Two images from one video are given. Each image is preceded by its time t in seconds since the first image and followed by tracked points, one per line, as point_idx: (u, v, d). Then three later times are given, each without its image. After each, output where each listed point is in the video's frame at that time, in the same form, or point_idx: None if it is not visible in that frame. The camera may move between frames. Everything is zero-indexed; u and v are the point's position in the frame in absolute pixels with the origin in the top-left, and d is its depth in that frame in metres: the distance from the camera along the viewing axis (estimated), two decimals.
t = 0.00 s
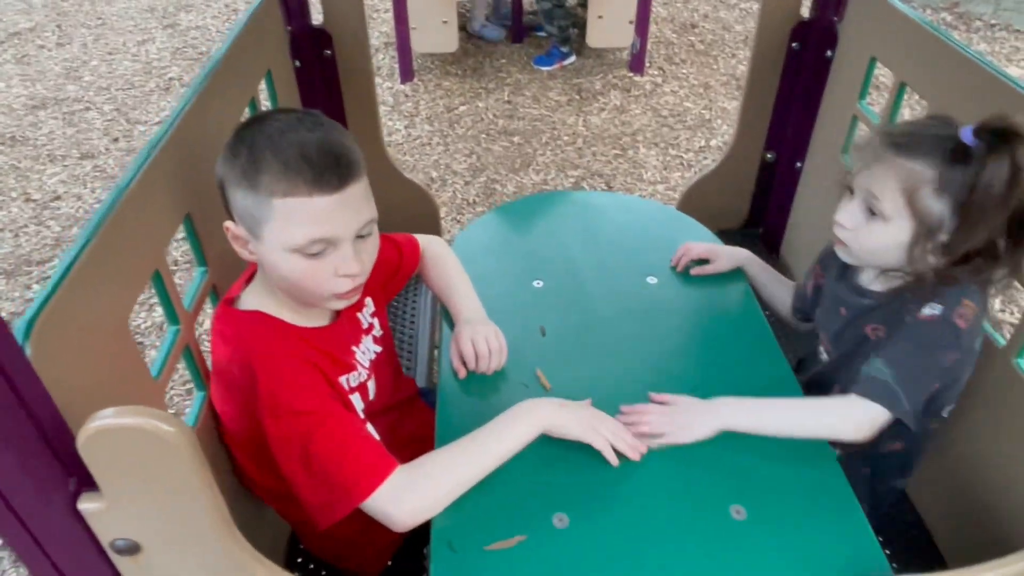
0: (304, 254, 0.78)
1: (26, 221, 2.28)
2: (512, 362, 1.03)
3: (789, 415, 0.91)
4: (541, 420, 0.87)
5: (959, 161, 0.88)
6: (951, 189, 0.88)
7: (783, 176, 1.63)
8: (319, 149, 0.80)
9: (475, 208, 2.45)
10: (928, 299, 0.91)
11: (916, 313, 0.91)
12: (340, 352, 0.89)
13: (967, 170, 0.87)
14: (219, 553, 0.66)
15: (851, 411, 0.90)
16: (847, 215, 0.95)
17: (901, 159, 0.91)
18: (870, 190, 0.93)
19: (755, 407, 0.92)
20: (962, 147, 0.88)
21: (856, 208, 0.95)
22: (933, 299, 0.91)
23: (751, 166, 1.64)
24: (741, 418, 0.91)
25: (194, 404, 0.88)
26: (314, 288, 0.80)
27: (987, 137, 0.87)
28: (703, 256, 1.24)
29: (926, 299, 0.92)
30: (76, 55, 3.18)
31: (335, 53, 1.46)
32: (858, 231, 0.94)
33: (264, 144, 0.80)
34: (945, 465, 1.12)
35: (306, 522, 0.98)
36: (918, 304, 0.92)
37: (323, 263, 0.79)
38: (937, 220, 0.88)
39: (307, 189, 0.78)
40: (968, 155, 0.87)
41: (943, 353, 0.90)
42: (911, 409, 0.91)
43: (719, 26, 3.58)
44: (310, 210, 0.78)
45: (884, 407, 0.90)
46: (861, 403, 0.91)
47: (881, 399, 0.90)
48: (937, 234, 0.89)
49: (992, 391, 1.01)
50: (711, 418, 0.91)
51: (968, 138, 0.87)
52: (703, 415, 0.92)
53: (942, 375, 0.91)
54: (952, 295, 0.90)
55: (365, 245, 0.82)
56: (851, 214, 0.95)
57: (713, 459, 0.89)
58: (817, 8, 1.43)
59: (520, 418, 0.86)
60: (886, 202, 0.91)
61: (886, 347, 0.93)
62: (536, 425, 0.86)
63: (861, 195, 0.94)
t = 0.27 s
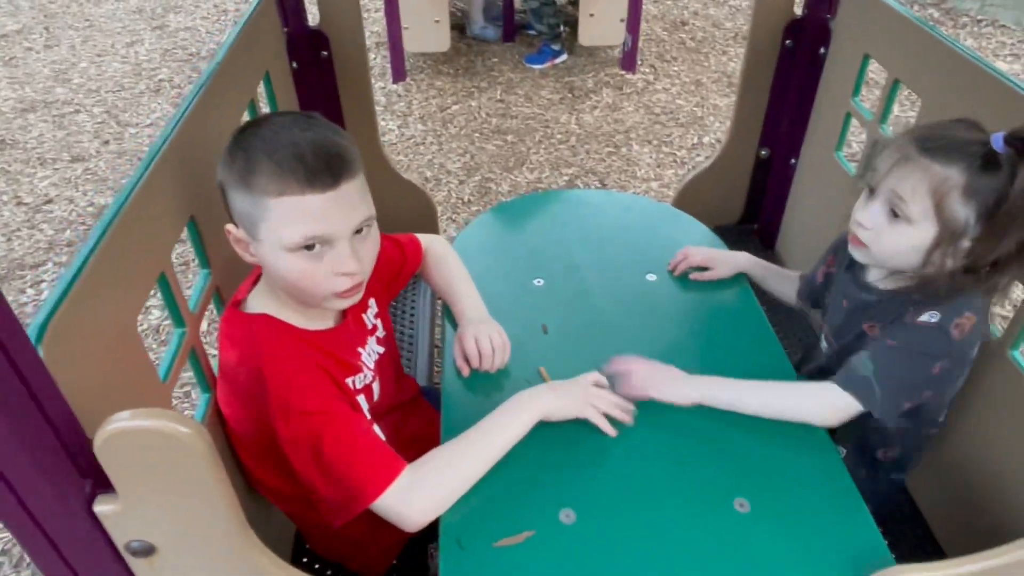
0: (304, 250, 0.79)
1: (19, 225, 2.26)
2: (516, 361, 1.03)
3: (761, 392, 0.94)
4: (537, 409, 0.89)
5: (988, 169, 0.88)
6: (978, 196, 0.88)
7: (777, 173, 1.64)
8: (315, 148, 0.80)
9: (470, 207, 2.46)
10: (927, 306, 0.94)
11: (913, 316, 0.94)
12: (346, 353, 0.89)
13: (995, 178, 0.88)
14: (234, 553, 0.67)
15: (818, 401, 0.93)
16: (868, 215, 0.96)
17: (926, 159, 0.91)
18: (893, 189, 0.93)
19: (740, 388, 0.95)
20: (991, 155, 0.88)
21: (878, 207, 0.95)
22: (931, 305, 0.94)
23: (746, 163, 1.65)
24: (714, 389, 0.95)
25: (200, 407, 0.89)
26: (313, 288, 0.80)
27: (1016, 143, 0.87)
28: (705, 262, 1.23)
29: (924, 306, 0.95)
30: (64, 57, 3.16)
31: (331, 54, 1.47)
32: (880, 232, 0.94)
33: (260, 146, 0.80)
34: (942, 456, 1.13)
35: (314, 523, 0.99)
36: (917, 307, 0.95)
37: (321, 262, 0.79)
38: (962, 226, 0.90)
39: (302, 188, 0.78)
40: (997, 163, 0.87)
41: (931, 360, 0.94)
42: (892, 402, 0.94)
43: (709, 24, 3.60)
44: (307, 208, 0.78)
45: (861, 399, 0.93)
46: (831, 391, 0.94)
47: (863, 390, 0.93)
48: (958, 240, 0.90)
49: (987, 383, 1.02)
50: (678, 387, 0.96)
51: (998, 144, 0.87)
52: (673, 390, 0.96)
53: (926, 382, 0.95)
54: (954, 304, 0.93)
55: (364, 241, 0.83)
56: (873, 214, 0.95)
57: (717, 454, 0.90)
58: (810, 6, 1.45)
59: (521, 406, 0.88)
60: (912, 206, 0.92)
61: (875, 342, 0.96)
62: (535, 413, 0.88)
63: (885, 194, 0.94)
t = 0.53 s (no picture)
0: (281, 250, 0.78)
1: None
2: (505, 361, 1.04)
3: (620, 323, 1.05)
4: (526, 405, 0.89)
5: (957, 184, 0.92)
6: (937, 202, 0.94)
7: (761, 170, 1.66)
8: (292, 145, 0.80)
9: (456, 208, 2.46)
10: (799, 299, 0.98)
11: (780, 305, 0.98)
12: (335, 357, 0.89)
13: (960, 197, 0.92)
14: (226, 558, 0.67)
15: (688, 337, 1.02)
16: (828, 194, 1.02)
17: (905, 157, 0.96)
18: (863, 176, 0.98)
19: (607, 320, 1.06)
20: (961, 171, 0.93)
21: (840, 189, 1.01)
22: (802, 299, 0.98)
23: (730, 161, 1.66)
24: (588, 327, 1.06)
25: (189, 413, 0.88)
26: (293, 285, 0.79)
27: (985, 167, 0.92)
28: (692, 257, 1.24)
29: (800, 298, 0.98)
30: (43, 61, 3.12)
31: (315, 56, 1.46)
32: (832, 211, 1.00)
33: (235, 143, 0.80)
34: (928, 448, 1.15)
35: (308, 529, 0.98)
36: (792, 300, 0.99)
37: (299, 258, 0.78)
38: (907, 225, 0.95)
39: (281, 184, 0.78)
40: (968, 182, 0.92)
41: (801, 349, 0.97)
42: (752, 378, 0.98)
43: (691, 23, 3.62)
44: (279, 200, 0.77)
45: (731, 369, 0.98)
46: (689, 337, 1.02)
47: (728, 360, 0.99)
48: (897, 239, 0.96)
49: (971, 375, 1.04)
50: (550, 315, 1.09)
51: (968, 163, 0.92)
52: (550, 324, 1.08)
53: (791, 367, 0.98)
54: (826, 301, 0.97)
55: (344, 237, 0.82)
56: (832, 194, 1.01)
57: (708, 452, 0.91)
58: (791, 5, 1.46)
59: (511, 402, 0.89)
60: (873, 191, 0.97)
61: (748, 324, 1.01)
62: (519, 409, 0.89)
63: (852, 178, 1.00)
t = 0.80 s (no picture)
0: (308, 244, 0.80)
1: None
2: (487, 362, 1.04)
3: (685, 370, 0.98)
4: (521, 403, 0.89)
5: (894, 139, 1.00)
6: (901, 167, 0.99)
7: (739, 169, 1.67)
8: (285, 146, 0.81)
9: (436, 211, 2.45)
10: (815, 298, 0.98)
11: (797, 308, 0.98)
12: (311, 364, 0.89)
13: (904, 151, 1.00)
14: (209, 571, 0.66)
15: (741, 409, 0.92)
16: (817, 187, 0.98)
17: (856, 133, 0.99)
18: (841, 159, 0.98)
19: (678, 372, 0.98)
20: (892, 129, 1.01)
21: (826, 178, 0.98)
22: (819, 297, 0.98)
23: (708, 160, 1.68)
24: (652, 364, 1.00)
25: (168, 425, 0.88)
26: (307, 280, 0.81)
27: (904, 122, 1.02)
28: (672, 254, 1.25)
29: (814, 297, 0.98)
30: (12, 68, 3.07)
31: (291, 60, 1.45)
32: (833, 201, 0.97)
33: (228, 144, 0.79)
34: (908, 440, 1.17)
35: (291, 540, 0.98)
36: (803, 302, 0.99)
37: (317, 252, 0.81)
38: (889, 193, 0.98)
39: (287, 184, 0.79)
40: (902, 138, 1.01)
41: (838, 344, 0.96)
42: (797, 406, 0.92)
43: (667, 23, 3.64)
44: (307, 197, 0.79)
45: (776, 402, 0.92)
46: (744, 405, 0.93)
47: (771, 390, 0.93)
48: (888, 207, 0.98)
49: (950, 369, 1.06)
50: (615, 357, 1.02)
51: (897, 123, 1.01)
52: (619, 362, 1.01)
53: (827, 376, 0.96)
54: (834, 292, 0.97)
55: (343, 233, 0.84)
56: (820, 186, 0.98)
57: (689, 449, 0.91)
58: (765, 5, 1.47)
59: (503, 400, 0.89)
60: (862, 168, 0.97)
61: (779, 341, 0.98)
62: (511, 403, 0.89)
63: (831, 166, 0.99)
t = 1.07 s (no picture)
0: (292, 259, 0.78)
1: None
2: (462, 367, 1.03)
3: (829, 469, 0.83)
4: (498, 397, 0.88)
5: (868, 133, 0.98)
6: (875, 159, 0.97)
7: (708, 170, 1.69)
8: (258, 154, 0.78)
9: (408, 216, 2.44)
10: (856, 302, 0.96)
11: (847, 321, 0.96)
12: (282, 374, 0.88)
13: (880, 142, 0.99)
14: None
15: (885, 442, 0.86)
16: (798, 201, 0.97)
17: (830, 138, 0.97)
18: (815, 167, 0.96)
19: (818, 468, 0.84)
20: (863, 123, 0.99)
21: (805, 189, 0.96)
22: (859, 300, 0.96)
23: (678, 161, 1.69)
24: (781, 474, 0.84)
25: (137, 441, 0.86)
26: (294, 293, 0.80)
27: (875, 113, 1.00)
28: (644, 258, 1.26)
29: (852, 303, 0.97)
30: None
31: (257, 67, 1.43)
32: (812, 212, 0.95)
33: (219, 160, 0.76)
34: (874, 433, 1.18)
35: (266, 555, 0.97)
36: (842, 313, 0.97)
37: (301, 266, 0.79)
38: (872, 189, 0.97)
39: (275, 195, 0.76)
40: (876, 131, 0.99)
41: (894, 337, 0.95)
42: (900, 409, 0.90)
43: (635, 26, 3.67)
44: (292, 215, 0.77)
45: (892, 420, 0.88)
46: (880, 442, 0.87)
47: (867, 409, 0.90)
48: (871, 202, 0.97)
49: (917, 362, 1.08)
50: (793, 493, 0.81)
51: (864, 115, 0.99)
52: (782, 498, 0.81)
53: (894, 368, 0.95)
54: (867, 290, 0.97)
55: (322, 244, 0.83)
56: (800, 198, 0.96)
57: (665, 447, 0.92)
58: (730, 7, 1.49)
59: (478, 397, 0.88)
60: (839, 174, 0.95)
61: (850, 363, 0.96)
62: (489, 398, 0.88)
63: (807, 175, 0.97)
